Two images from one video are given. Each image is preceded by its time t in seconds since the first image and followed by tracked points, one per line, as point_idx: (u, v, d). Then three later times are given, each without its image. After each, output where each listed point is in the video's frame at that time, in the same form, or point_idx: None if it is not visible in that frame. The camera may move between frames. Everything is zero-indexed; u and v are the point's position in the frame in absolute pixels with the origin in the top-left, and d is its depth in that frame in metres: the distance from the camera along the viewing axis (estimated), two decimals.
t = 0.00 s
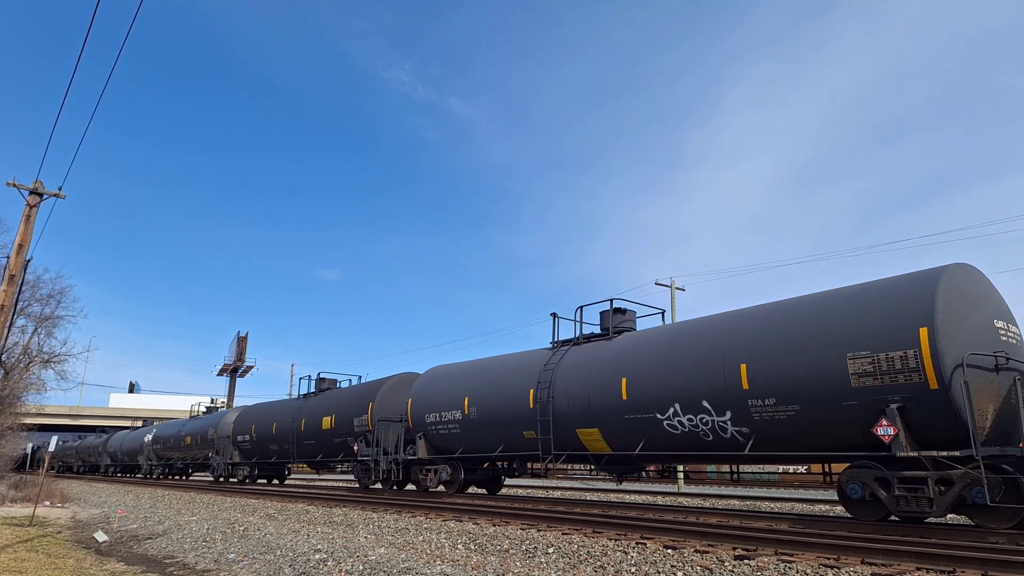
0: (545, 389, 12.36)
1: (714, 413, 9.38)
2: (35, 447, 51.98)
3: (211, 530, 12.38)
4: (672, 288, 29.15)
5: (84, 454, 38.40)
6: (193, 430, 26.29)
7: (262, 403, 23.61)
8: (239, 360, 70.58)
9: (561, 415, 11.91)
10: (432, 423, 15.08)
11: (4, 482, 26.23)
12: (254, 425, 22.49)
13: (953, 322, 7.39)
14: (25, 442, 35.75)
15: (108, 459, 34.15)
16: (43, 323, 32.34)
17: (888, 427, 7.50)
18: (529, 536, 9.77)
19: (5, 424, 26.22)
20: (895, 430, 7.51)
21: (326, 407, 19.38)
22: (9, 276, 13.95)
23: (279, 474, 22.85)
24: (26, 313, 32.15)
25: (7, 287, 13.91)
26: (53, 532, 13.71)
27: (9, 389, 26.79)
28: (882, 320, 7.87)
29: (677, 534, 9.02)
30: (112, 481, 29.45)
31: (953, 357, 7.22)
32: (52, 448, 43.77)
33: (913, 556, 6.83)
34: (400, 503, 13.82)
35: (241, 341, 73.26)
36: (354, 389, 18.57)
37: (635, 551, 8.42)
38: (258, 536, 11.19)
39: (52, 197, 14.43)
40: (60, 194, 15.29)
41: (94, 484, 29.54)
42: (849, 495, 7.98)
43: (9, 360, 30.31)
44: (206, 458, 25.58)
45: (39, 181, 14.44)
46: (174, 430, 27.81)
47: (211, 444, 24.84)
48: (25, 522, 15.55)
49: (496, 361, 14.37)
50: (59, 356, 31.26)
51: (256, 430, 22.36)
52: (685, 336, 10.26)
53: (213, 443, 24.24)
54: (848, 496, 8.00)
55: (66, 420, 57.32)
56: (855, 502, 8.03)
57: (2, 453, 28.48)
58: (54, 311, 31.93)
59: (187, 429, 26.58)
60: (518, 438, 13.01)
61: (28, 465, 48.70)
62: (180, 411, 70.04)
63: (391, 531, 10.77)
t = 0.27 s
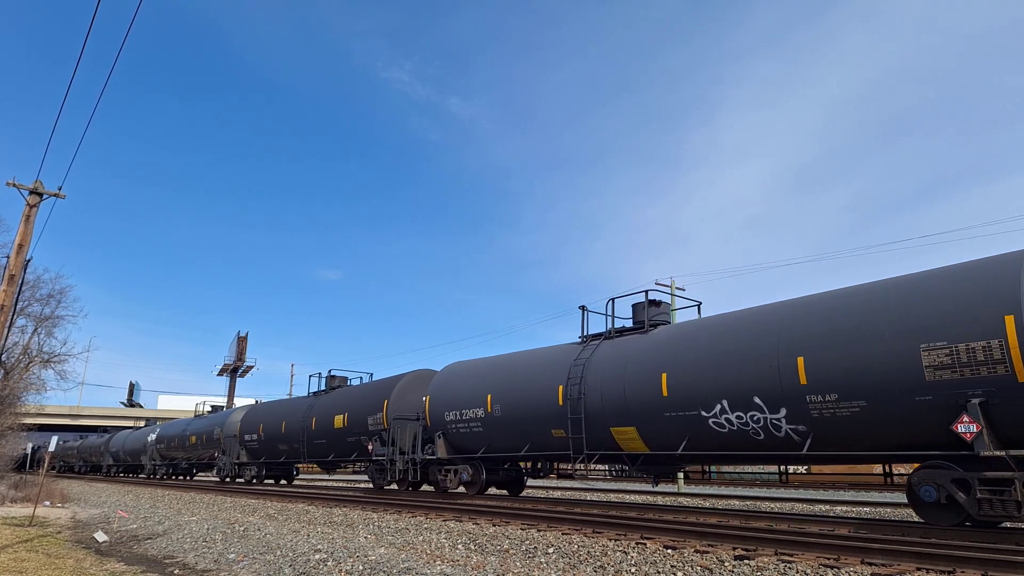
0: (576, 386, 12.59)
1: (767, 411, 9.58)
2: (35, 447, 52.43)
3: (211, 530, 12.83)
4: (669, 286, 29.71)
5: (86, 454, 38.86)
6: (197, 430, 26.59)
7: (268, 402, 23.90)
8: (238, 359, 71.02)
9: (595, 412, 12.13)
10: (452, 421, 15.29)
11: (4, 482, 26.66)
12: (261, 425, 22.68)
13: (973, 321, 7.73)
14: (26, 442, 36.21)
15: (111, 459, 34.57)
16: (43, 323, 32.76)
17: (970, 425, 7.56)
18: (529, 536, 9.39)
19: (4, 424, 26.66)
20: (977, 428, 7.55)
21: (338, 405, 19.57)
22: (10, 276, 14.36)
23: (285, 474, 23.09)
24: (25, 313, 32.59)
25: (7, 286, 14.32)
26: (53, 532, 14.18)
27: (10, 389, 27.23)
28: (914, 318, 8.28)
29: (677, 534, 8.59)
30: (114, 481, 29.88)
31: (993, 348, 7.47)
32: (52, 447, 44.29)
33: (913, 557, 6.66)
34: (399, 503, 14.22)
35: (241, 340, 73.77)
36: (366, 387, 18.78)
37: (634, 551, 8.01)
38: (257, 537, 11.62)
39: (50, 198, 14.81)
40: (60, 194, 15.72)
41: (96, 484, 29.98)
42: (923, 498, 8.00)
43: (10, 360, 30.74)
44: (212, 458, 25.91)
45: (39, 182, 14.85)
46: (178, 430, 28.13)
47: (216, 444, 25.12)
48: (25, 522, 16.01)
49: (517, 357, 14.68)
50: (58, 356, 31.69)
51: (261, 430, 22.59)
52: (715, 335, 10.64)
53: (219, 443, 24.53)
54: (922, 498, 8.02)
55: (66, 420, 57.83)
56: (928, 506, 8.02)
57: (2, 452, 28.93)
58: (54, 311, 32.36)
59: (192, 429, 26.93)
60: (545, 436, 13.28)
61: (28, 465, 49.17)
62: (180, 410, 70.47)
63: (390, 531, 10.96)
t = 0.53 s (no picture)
0: (610, 381, 11.75)
1: (828, 406, 8.69)
2: (35, 446, 52.37)
3: (211, 530, 12.80)
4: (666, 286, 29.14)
5: (87, 454, 38.76)
6: (202, 429, 26.49)
7: (276, 401, 23.68)
8: (238, 359, 70.96)
9: (631, 409, 11.31)
10: (473, 419, 14.65)
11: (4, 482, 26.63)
12: (271, 424, 22.46)
13: (976, 323, 7.45)
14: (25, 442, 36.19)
15: (112, 460, 34.52)
16: (43, 323, 32.76)
17: None
18: (529, 536, 9.39)
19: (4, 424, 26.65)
20: None
21: (351, 403, 19.21)
22: (9, 276, 14.35)
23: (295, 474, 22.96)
24: (25, 313, 32.56)
25: (7, 286, 14.31)
26: (53, 532, 14.15)
27: (9, 389, 27.21)
28: (913, 318, 8.06)
29: (677, 534, 8.59)
30: (114, 481, 29.82)
31: None
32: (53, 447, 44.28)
33: (913, 557, 6.66)
34: (399, 503, 14.22)
35: (241, 340, 73.67)
36: (381, 385, 18.40)
37: (634, 551, 8.00)
38: (257, 537, 11.59)
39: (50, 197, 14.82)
40: (60, 195, 15.71)
41: (96, 484, 29.93)
42: (1009, 501, 7.10)
43: (9, 360, 30.70)
44: (218, 458, 25.81)
45: (39, 182, 14.85)
46: (183, 429, 28.04)
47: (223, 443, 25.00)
48: (25, 522, 16.00)
49: (542, 352, 13.98)
50: (58, 356, 31.68)
51: (270, 428, 22.38)
52: (728, 330, 10.40)
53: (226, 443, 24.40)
54: (1007, 502, 7.11)
55: (66, 420, 57.80)
56: (1011, 510, 7.15)
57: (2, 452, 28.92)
58: (53, 311, 32.31)
59: (197, 428, 26.85)
60: (575, 435, 12.47)
61: (28, 465, 49.13)
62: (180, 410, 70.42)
63: (390, 531, 10.94)
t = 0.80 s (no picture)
0: (649, 376, 11.11)
1: (898, 402, 8.07)
2: (35, 446, 52.33)
3: (211, 530, 12.81)
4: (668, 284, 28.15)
5: (89, 454, 38.76)
6: (208, 429, 26.37)
7: (285, 399, 23.43)
8: (238, 359, 70.96)
9: (672, 406, 10.69)
10: (496, 417, 14.15)
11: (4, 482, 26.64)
12: (280, 423, 22.26)
13: (976, 323, 7.50)
14: (25, 443, 36.20)
15: (113, 460, 34.53)
16: (43, 323, 32.75)
17: None
18: (529, 536, 9.39)
19: (5, 424, 26.67)
20: None
21: (364, 401, 18.85)
22: (9, 276, 14.35)
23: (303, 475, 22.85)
24: (25, 313, 32.56)
25: (7, 287, 14.30)
26: (53, 532, 14.15)
27: (9, 389, 27.23)
28: (949, 310, 7.80)
29: (677, 534, 8.59)
30: (114, 481, 29.81)
31: None
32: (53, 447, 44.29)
33: (913, 557, 6.66)
34: (399, 503, 14.22)
35: (241, 340, 73.63)
36: (395, 382, 18.09)
37: (634, 551, 8.00)
38: (257, 537, 11.59)
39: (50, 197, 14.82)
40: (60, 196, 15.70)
41: (96, 484, 29.93)
42: None
43: (9, 360, 30.71)
44: (224, 458, 25.70)
45: (39, 182, 14.85)
46: (188, 429, 27.94)
47: (229, 443, 24.88)
48: (25, 522, 16.01)
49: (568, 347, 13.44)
50: (58, 356, 31.67)
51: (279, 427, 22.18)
52: (780, 320, 9.77)
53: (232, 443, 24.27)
54: None
55: (65, 420, 57.81)
56: None
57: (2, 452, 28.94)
58: (53, 312, 32.32)
59: (202, 428, 26.81)
60: (609, 434, 11.88)
61: (28, 465, 49.12)
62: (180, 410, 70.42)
63: (390, 531, 10.94)
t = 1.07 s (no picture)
0: (693, 371, 10.42)
1: (981, 397, 7.43)
2: (34, 446, 52.28)
3: (211, 530, 12.80)
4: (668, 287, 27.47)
5: (89, 453, 38.78)
6: (214, 428, 26.22)
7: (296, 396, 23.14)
8: (238, 359, 70.96)
9: (719, 403, 10.02)
10: (522, 415, 13.52)
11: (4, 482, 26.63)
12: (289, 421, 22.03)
13: None
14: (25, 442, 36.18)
15: (116, 459, 34.52)
16: (43, 323, 32.73)
17: None
18: (529, 536, 9.39)
19: (5, 424, 26.66)
20: None
21: (380, 399, 18.38)
22: (9, 276, 14.35)
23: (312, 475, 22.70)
24: (25, 313, 32.55)
25: (7, 287, 14.29)
26: (53, 532, 14.15)
27: (10, 388, 27.23)
28: None
29: (677, 534, 8.59)
30: (114, 481, 29.80)
31: None
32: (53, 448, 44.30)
33: (913, 557, 6.66)
34: (399, 503, 14.22)
35: (241, 340, 73.56)
36: (412, 379, 17.68)
37: (634, 551, 8.00)
38: (257, 536, 11.59)
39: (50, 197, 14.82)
40: (60, 196, 15.70)
41: (96, 484, 29.91)
42: None
43: (9, 360, 30.70)
44: (230, 458, 25.65)
45: (39, 182, 14.85)
46: (194, 429, 27.82)
47: (236, 442, 24.71)
48: (25, 522, 16.00)
49: (597, 340, 12.79)
50: (58, 356, 31.65)
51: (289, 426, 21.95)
52: (839, 310, 9.10)
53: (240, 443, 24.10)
54: None
55: (65, 420, 57.82)
56: None
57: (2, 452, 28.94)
58: (53, 312, 32.31)
59: (207, 427, 26.75)
60: (647, 433, 11.21)
61: (28, 465, 49.09)
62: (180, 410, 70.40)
63: (390, 531, 10.94)
